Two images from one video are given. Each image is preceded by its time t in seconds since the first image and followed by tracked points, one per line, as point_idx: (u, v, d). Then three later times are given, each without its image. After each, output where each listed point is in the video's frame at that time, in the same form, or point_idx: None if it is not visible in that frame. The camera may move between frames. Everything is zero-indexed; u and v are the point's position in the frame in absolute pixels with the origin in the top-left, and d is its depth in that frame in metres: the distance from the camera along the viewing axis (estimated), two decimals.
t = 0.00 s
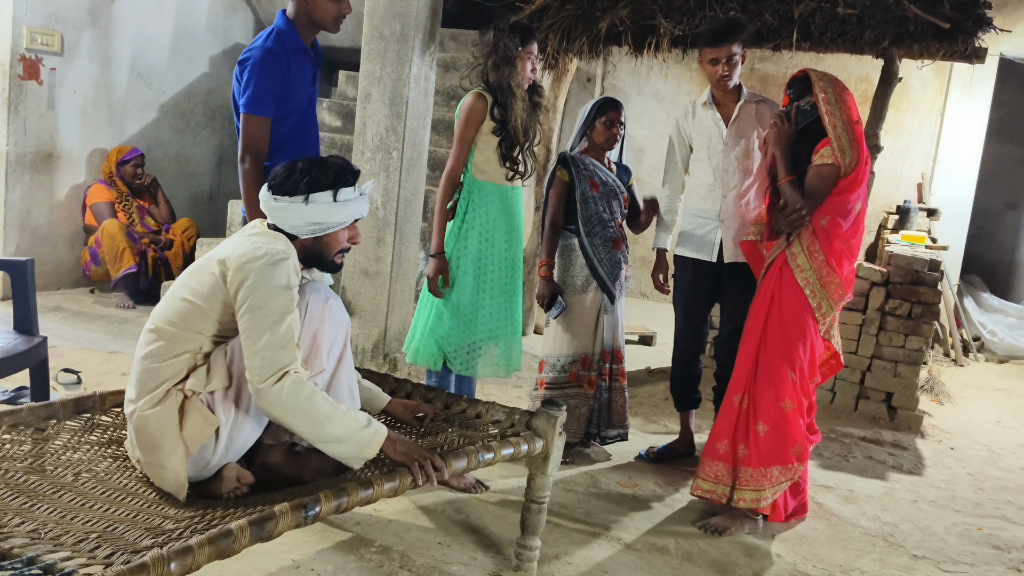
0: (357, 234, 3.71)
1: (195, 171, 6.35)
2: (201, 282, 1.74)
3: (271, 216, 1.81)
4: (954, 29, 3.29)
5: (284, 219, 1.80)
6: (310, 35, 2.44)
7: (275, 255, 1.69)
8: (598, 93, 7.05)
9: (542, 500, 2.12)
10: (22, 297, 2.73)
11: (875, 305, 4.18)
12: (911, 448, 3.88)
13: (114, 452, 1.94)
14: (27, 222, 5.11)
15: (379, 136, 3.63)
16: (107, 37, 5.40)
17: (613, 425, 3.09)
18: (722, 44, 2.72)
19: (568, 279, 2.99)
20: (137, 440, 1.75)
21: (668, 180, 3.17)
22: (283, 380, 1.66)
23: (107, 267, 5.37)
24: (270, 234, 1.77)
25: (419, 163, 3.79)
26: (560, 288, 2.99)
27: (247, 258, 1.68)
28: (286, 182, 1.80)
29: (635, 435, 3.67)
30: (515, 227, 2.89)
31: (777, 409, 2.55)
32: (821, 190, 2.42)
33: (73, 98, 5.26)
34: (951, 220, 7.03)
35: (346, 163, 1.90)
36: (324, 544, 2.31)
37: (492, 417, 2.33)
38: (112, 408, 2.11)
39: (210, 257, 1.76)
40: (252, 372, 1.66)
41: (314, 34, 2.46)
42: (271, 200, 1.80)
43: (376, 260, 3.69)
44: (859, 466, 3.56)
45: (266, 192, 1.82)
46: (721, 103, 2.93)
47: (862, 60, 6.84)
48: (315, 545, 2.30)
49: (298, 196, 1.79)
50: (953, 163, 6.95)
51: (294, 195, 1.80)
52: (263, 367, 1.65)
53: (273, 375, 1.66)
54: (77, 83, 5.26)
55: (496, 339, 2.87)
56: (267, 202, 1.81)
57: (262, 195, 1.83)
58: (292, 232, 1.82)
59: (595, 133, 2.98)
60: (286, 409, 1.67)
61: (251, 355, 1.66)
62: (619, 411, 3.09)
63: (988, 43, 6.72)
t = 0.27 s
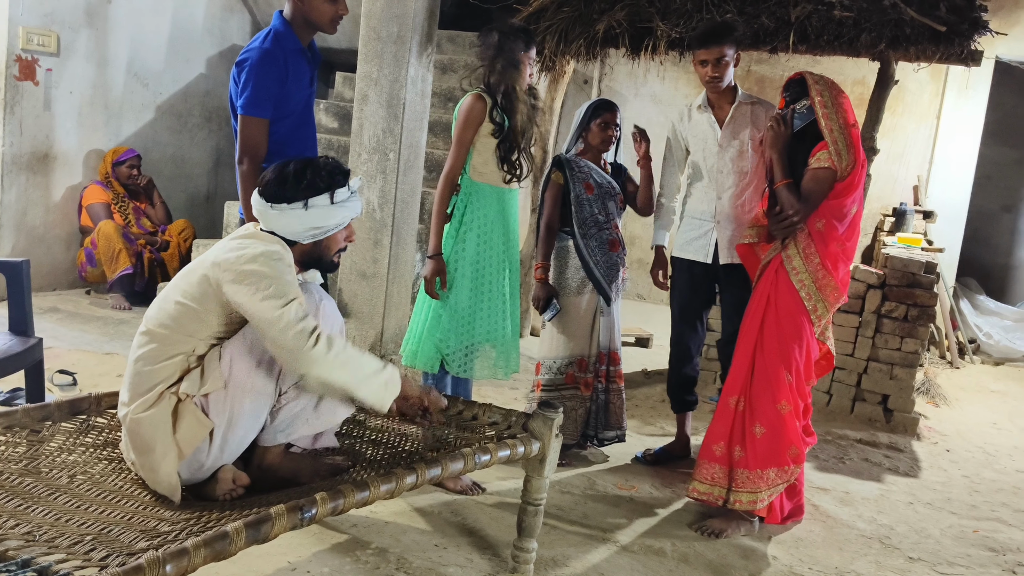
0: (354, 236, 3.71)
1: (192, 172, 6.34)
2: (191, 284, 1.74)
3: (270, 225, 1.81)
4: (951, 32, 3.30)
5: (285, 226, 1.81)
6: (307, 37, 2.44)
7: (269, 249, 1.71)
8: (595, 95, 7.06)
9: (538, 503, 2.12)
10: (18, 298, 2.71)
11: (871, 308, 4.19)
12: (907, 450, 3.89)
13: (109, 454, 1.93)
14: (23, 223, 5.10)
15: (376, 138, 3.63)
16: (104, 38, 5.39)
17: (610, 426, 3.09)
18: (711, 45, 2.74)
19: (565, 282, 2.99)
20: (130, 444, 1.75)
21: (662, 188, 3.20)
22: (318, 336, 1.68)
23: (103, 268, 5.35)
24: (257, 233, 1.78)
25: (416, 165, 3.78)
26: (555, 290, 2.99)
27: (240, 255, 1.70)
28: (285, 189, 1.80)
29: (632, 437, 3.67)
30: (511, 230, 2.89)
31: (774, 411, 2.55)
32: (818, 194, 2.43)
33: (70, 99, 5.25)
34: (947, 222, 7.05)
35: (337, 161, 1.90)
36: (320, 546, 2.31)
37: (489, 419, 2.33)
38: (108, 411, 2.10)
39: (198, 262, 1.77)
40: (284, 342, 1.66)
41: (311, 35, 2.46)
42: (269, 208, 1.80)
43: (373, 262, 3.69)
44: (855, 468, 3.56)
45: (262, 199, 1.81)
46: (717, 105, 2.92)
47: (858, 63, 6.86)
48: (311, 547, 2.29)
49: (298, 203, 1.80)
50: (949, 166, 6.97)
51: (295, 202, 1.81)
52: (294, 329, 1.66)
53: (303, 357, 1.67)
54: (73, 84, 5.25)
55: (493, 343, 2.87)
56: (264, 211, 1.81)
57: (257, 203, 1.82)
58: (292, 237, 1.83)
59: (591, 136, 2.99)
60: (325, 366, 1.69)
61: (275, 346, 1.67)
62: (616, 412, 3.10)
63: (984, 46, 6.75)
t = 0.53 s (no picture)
0: (351, 238, 3.70)
1: (188, 173, 6.33)
2: (195, 286, 1.79)
3: (286, 237, 1.84)
4: (947, 34, 3.32)
5: (305, 238, 1.84)
6: (304, 39, 2.44)
7: (261, 241, 1.82)
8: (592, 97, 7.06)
9: (535, 505, 2.12)
10: (13, 301, 2.71)
11: (868, 310, 4.19)
12: (903, 451, 3.89)
13: (105, 457, 1.93)
14: (18, 224, 5.09)
15: (373, 140, 3.63)
16: (100, 39, 5.39)
17: (606, 429, 3.11)
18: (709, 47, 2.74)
19: (561, 284, 2.99)
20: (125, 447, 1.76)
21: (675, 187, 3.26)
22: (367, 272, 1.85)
23: (100, 270, 5.34)
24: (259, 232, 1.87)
25: (413, 166, 3.78)
26: (548, 294, 3.00)
27: (231, 255, 1.80)
28: (300, 203, 1.81)
29: (629, 439, 3.67)
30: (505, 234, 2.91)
31: (772, 412, 2.55)
32: (813, 197, 2.44)
33: (66, 100, 5.24)
34: (943, 224, 7.06)
35: (341, 167, 1.91)
36: (317, 549, 2.31)
37: (485, 421, 2.32)
38: (104, 413, 2.10)
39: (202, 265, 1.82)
40: (346, 283, 1.79)
41: (308, 36, 2.46)
42: (285, 221, 1.83)
43: (370, 264, 3.69)
44: (852, 470, 3.57)
45: (275, 212, 1.83)
46: (722, 107, 2.88)
47: (854, 65, 6.88)
48: (308, 550, 2.29)
49: (316, 215, 1.83)
50: (945, 168, 6.99)
51: (312, 214, 1.84)
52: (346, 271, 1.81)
53: (360, 288, 1.81)
54: (69, 85, 5.25)
55: (489, 345, 2.87)
56: (278, 223, 1.83)
57: (272, 216, 1.84)
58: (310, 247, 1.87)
59: (587, 138, 2.99)
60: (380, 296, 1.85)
61: (324, 300, 1.79)
62: (613, 414, 3.10)
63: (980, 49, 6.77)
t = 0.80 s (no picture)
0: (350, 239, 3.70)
1: (186, 174, 6.32)
2: (208, 282, 1.80)
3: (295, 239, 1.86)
4: (944, 35, 3.31)
5: (317, 240, 1.87)
6: (303, 40, 2.44)
7: (275, 243, 1.82)
8: (590, 98, 7.07)
9: (534, 506, 2.12)
10: (12, 302, 2.70)
11: (867, 310, 4.20)
12: (902, 452, 3.89)
13: (104, 458, 1.93)
14: (16, 225, 5.09)
15: (372, 141, 3.63)
16: (98, 40, 5.38)
17: (604, 430, 3.10)
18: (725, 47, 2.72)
19: (561, 285, 2.99)
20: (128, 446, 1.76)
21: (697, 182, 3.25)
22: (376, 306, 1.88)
23: (98, 271, 5.34)
24: (272, 235, 1.87)
25: (411, 168, 3.78)
26: (552, 294, 2.99)
27: (247, 253, 1.81)
28: (313, 206, 1.83)
29: (627, 440, 3.67)
30: (505, 236, 2.90)
31: (761, 411, 2.55)
32: (804, 200, 2.44)
33: (64, 101, 5.24)
34: (941, 225, 7.07)
35: (349, 171, 1.94)
36: (316, 550, 2.30)
37: (485, 423, 2.32)
38: (102, 414, 2.10)
39: (217, 262, 1.83)
40: (356, 313, 1.82)
41: (306, 37, 2.45)
42: (296, 224, 1.83)
43: (368, 265, 3.68)
44: (851, 471, 3.57)
45: (285, 214, 1.83)
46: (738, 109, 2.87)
47: (853, 66, 6.89)
48: (307, 552, 2.29)
49: (328, 219, 1.86)
50: (943, 169, 6.99)
51: (323, 218, 1.86)
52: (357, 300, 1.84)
53: (367, 317, 1.83)
54: (67, 86, 5.24)
55: (488, 346, 2.87)
56: (288, 226, 1.84)
57: (280, 217, 1.84)
58: (319, 249, 1.90)
59: (586, 138, 3.00)
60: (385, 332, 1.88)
61: (334, 321, 1.81)
62: (612, 415, 3.10)
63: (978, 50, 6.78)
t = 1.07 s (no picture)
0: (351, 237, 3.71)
1: (187, 172, 6.33)
2: (214, 278, 1.81)
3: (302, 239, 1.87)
4: (945, 32, 3.29)
5: (322, 241, 1.88)
6: (303, 37, 2.44)
7: (280, 238, 1.83)
8: (591, 96, 7.07)
9: (535, 503, 2.12)
10: (13, 300, 2.71)
11: (867, 307, 4.20)
12: (902, 449, 3.90)
13: (105, 456, 1.93)
14: (18, 223, 5.09)
15: (373, 139, 3.63)
16: (99, 38, 5.38)
17: (607, 427, 3.09)
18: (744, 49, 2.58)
19: (563, 283, 3.00)
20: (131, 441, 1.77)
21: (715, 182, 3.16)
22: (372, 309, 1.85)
23: (99, 269, 5.34)
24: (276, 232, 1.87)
25: (412, 165, 3.79)
26: (557, 291, 2.98)
27: (255, 247, 1.82)
28: (321, 207, 1.85)
29: (628, 437, 3.68)
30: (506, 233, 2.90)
31: (763, 410, 2.56)
32: (798, 196, 2.45)
33: (65, 99, 5.24)
34: (942, 222, 7.07)
35: (357, 174, 1.96)
36: (318, 547, 2.31)
37: (485, 420, 2.33)
38: (104, 412, 2.10)
39: (225, 258, 1.84)
40: (349, 310, 1.79)
41: (306, 34, 2.45)
42: (303, 224, 1.85)
43: (369, 263, 3.69)
44: (851, 467, 3.57)
45: (293, 214, 1.84)
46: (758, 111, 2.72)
47: (853, 63, 6.89)
48: (308, 549, 2.29)
49: (335, 220, 1.88)
50: (944, 166, 6.99)
51: (330, 220, 1.88)
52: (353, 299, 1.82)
53: (362, 316, 1.81)
54: (68, 84, 5.24)
55: (487, 343, 2.86)
56: (294, 225, 1.85)
57: (287, 216, 1.85)
58: (323, 250, 1.92)
59: (586, 135, 3.00)
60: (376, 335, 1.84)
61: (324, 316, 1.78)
62: (615, 412, 3.10)
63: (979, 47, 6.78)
